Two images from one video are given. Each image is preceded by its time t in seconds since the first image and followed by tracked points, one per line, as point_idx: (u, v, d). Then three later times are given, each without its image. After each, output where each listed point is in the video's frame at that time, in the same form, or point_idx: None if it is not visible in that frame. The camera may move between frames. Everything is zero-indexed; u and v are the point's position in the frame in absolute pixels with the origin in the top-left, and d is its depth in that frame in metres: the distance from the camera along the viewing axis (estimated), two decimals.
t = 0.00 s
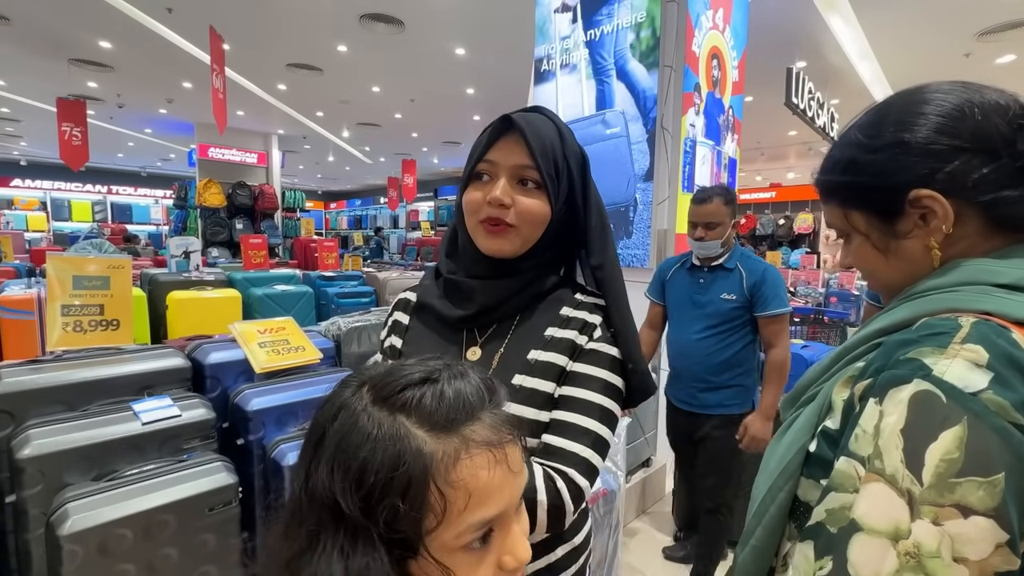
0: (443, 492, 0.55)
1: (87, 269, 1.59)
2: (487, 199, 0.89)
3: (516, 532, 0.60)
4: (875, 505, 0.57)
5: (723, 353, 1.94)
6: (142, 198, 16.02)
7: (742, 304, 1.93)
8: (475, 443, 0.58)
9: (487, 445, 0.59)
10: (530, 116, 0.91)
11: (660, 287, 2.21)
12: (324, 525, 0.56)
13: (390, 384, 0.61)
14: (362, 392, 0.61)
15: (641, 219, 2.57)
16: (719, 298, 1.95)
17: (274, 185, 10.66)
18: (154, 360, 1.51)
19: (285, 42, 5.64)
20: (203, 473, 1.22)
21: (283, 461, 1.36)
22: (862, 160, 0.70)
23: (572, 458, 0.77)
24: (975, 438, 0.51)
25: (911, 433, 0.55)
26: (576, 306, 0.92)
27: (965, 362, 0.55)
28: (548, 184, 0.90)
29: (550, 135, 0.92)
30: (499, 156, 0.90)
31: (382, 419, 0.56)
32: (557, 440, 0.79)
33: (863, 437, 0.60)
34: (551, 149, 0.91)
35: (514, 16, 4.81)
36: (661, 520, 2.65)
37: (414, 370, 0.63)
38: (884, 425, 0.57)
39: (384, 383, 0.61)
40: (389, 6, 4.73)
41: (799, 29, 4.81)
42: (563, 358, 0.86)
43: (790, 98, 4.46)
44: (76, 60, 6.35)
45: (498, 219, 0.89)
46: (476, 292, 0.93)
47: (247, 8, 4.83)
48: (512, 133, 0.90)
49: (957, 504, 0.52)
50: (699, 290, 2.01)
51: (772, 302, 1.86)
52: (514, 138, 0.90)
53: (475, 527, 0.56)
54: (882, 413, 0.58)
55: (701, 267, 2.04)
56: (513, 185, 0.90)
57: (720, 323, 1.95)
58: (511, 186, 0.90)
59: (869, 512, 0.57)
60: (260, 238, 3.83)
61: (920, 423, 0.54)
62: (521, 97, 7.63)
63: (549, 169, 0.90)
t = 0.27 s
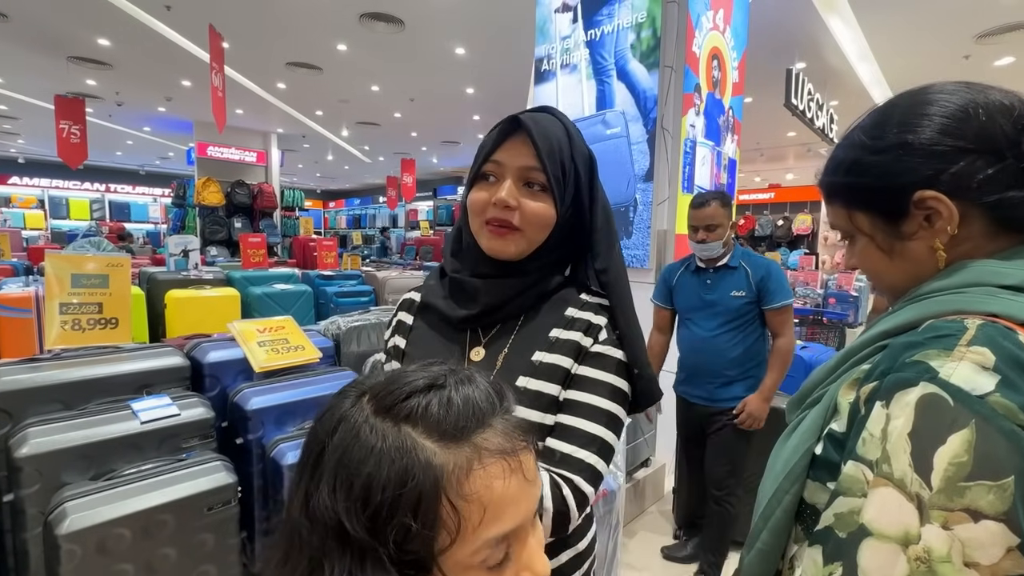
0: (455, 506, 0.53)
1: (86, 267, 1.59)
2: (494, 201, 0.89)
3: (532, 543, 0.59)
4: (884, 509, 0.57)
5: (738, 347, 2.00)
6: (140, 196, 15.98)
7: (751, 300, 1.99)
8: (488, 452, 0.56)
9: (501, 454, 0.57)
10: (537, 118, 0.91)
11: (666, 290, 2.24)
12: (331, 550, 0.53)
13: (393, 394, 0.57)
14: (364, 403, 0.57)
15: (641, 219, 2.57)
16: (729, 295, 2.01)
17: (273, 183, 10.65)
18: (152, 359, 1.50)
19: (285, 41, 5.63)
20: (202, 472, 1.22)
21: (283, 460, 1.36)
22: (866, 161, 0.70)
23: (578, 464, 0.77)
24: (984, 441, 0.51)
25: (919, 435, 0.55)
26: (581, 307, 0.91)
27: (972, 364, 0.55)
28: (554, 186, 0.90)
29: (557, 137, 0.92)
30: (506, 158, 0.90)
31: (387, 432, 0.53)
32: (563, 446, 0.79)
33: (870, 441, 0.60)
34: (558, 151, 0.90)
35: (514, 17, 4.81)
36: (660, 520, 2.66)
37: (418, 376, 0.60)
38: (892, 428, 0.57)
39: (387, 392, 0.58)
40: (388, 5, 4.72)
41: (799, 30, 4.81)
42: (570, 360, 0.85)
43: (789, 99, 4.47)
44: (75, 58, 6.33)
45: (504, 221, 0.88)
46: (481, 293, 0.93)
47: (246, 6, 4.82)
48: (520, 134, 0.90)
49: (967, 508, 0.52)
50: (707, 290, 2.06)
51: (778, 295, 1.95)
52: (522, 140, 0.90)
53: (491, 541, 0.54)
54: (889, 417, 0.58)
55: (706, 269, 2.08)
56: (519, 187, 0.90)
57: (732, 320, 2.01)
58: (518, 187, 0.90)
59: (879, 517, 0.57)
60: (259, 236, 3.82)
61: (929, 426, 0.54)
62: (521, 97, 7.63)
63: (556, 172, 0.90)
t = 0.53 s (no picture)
0: (400, 536, 0.47)
1: (87, 265, 1.58)
2: (510, 198, 0.88)
3: None
4: (892, 507, 0.56)
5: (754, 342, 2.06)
6: (142, 194, 16.00)
7: (764, 295, 2.08)
8: (446, 473, 0.49)
9: (460, 476, 0.50)
10: (549, 114, 0.91)
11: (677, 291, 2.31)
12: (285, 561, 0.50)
13: (368, 402, 0.55)
14: (341, 410, 0.55)
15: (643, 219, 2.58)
16: (741, 291, 2.09)
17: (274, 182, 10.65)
18: (154, 357, 1.50)
19: (287, 39, 5.63)
20: (204, 470, 1.22)
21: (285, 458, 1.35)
22: (873, 161, 0.70)
23: (596, 473, 0.77)
24: (992, 438, 0.51)
25: (927, 434, 0.54)
26: (590, 309, 0.90)
27: (981, 362, 0.55)
28: (568, 182, 0.91)
29: (569, 132, 0.92)
30: (520, 153, 0.89)
31: (348, 440, 0.50)
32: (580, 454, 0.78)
33: (879, 439, 0.60)
34: (571, 147, 0.91)
35: (516, 16, 4.81)
36: (661, 519, 2.66)
37: (400, 385, 0.57)
38: (900, 426, 0.57)
39: (365, 400, 0.55)
40: (390, 4, 4.72)
41: (802, 30, 4.79)
42: (580, 363, 0.85)
43: (792, 100, 4.46)
44: (78, 56, 6.34)
45: (522, 219, 0.88)
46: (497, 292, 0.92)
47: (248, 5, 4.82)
48: (533, 130, 0.89)
49: (977, 506, 0.52)
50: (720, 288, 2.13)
51: (790, 289, 2.04)
52: (535, 135, 0.89)
53: None
54: (897, 415, 0.58)
55: (716, 268, 2.16)
56: (535, 183, 0.90)
57: (748, 317, 2.07)
58: (534, 184, 0.89)
59: (887, 515, 0.57)
60: (261, 235, 3.82)
61: (938, 424, 0.54)
62: (523, 96, 7.63)
63: (570, 168, 0.90)
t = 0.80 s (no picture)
0: (386, 553, 0.46)
1: (90, 263, 1.59)
2: (509, 192, 0.88)
3: None
4: (897, 503, 0.56)
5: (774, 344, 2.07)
6: (144, 193, 16.02)
7: (787, 297, 2.06)
8: (437, 491, 0.49)
9: (452, 497, 0.49)
10: (550, 109, 0.90)
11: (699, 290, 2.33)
12: None
13: (348, 413, 0.51)
14: (319, 419, 0.52)
15: (645, 219, 2.58)
16: (764, 292, 2.09)
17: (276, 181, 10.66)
18: (155, 355, 1.51)
19: (289, 38, 5.63)
20: (205, 467, 1.22)
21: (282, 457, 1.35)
22: (878, 159, 0.70)
23: (632, 480, 0.81)
24: (1000, 435, 0.51)
25: (934, 430, 0.54)
26: (592, 309, 0.90)
27: (988, 359, 0.55)
28: (567, 177, 0.91)
29: (569, 127, 0.92)
30: (520, 147, 0.89)
31: (332, 452, 0.47)
32: (614, 464, 0.82)
33: (883, 435, 0.59)
34: (571, 142, 0.91)
35: (518, 15, 4.80)
36: (662, 520, 2.65)
37: (384, 395, 0.55)
38: (906, 423, 0.57)
39: (346, 410, 0.52)
40: (392, 3, 4.72)
41: (806, 29, 4.77)
42: (582, 364, 0.85)
43: (794, 99, 4.44)
44: (80, 54, 6.35)
45: (521, 214, 0.88)
46: (494, 288, 0.92)
47: (251, 3, 4.81)
48: (534, 124, 0.89)
49: (983, 503, 0.52)
50: (742, 287, 2.14)
51: (815, 293, 2.01)
52: (536, 130, 0.89)
53: None
54: (903, 412, 0.57)
55: (740, 266, 2.17)
56: (534, 178, 0.89)
57: (768, 317, 2.07)
58: (533, 178, 0.89)
59: (892, 512, 0.57)
60: (262, 233, 3.82)
61: (944, 420, 0.54)
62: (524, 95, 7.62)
63: (569, 163, 0.90)
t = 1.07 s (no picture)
0: (406, 565, 0.42)
1: (93, 260, 1.60)
2: (514, 192, 0.88)
3: None
4: (905, 502, 0.56)
5: (805, 348, 2.03)
6: (147, 191, 16.06)
7: (821, 302, 2.02)
8: (451, 490, 0.45)
9: (468, 498, 0.46)
10: (553, 106, 0.90)
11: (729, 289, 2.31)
12: None
13: (331, 425, 0.46)
14: (296, 434, 0.46)
15: (648, 218, 2.57)
16: (798, 295, 2.05)
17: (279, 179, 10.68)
18: (158, 352, 1.51)
19: (292, 36, 5.63)
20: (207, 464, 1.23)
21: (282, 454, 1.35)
22: (882, 157, 0.69)
23: (631, 478, 0.81)
24: (1011, 432, 0.51)
25: (942, 427, 0.54)
26: (596, 307, 0.90)
27: (997, 355, 0.54)
28: (572, 175, 0.91)
29: (573, 125, 0.91)
30: (524, 147, 0.89)
31: (323, 469, 0.42)
32: (615, 461, 0.82)
33: (891, 432, 0.59)
34: (574, 139, 0.90)
35: (521, 13, 4.80)
36: (662, 519, 2.65)
37: (366, 400, 0.50)
38: (913, 420, 0.56)
39: (325, 422, 0.46)
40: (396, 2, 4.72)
41: (811, 27, 4.75)
42: (587, 362, 0.84)
43: (798, 98, 4.43)
44: (84, 52, 6.36)
45: (526, 213, 0.88)
46: (501, 288, 0.92)
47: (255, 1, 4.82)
48: (537, 123, 0.89)
49: (993, 501, 0.51)
50: (774, 288, 2.11)
51: (853, 299, 1.96)
52: (540, 128, 0.89)
53: None
54: (911, 409, 0.57)
55: (773, 266, 2.14)
56: (539, 177, 0.89)
57: (800, 321, 2.03)
58: (538, 178, 0.89)
59: (902, 511, 0.56)
60: (265, 231, 3.83)
61: (952, 418, 0.54)
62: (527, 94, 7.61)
63: (573, 162, 0.90)
